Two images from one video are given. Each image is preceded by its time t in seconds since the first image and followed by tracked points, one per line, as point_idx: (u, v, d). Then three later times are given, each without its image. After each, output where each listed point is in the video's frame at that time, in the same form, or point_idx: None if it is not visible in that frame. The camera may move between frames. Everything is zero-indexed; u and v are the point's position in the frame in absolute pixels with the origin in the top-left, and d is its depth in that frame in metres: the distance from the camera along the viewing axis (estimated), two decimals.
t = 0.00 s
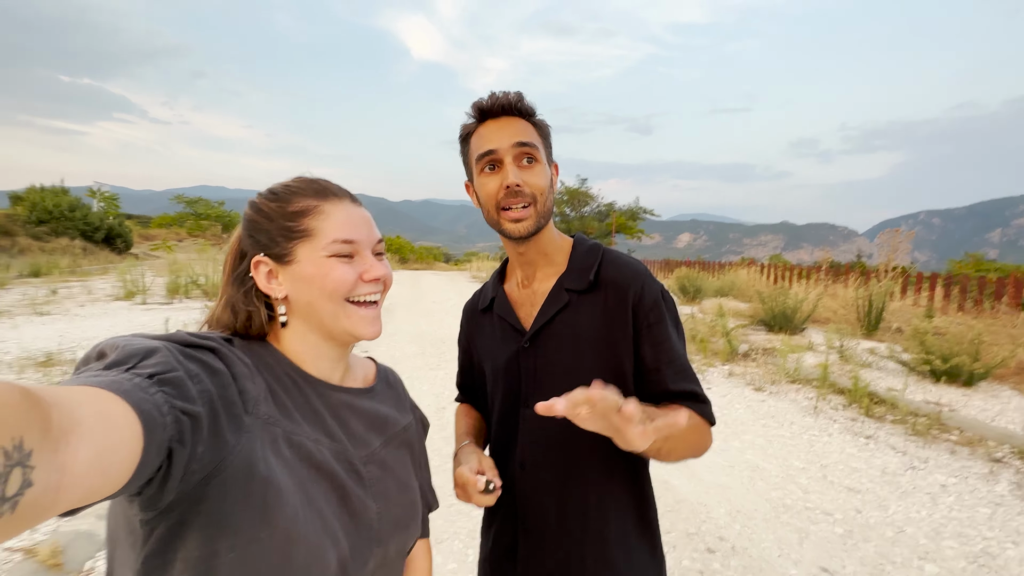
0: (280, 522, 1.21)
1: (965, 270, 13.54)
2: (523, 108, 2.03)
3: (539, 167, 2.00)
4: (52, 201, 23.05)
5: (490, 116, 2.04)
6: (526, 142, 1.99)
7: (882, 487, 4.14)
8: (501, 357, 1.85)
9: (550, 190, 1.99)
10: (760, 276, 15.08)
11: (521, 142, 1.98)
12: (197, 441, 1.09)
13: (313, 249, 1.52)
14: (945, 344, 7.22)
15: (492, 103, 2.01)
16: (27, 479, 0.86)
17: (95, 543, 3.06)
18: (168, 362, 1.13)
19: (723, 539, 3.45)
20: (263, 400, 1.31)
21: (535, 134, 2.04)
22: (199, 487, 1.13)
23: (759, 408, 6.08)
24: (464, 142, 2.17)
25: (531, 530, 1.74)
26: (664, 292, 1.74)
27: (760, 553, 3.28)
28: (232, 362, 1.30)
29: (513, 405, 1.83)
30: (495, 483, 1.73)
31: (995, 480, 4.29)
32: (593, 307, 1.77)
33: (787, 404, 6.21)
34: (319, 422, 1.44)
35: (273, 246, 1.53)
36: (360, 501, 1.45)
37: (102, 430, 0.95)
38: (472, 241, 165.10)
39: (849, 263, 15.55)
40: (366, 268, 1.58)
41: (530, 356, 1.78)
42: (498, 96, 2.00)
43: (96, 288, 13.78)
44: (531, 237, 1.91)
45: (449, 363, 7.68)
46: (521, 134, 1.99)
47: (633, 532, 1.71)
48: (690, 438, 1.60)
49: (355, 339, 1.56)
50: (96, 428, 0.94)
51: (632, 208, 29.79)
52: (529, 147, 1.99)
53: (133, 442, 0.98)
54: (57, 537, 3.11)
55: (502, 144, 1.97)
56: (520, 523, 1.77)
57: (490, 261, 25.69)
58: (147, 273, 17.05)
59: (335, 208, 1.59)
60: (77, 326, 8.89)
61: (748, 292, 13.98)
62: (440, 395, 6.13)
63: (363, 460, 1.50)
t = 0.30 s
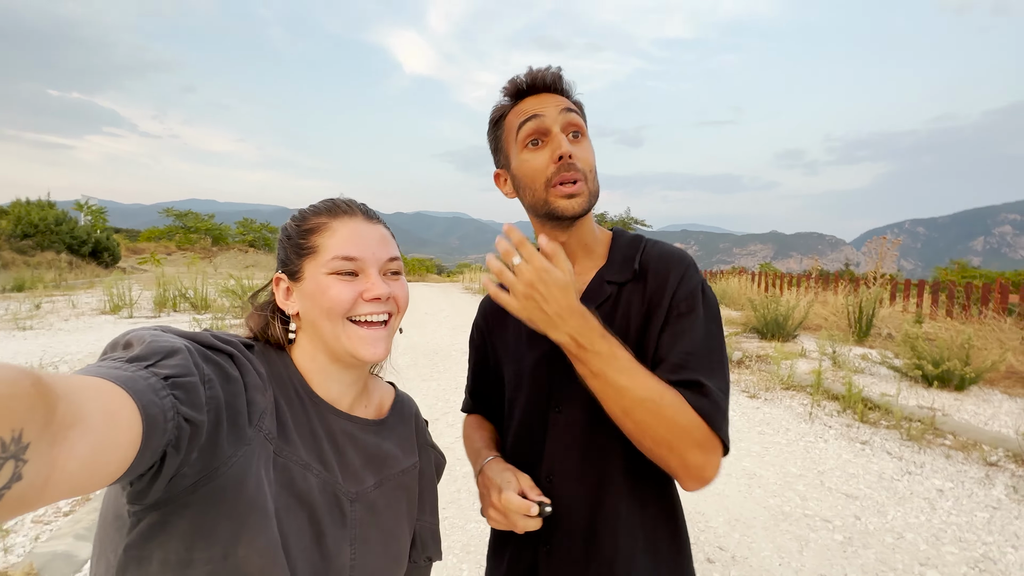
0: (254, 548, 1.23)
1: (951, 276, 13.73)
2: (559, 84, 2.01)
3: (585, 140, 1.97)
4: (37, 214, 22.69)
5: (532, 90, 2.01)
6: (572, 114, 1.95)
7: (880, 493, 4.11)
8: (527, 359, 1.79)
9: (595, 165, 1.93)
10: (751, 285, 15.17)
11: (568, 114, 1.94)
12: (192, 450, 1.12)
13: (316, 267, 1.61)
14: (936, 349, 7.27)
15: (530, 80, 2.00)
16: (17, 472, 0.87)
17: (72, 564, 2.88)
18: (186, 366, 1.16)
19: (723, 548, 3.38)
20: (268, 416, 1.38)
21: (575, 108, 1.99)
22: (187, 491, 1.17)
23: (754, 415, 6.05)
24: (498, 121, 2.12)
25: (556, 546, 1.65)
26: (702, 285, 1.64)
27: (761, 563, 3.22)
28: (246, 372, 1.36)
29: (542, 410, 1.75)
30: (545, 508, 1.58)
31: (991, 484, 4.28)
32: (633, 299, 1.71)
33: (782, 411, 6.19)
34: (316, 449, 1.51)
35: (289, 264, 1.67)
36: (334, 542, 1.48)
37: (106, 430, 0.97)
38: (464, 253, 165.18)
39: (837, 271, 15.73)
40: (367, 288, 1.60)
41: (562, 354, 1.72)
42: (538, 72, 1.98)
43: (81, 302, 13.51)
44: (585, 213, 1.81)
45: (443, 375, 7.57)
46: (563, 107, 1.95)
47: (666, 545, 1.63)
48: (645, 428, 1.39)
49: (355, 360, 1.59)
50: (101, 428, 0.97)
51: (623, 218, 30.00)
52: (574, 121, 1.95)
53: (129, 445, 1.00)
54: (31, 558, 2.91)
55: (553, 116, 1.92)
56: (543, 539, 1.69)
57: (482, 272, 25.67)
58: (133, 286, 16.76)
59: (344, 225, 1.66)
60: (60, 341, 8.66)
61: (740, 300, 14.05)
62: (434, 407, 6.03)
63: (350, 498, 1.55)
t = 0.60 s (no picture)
0: (266, 550, 1.21)
1: (948, 282, 13.78)
2: (581, 95, 1.95)
3: (614, 159, 1.94)
4: (34, 225, 22.66)
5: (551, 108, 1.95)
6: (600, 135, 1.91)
7: (884, 500, 4.07)
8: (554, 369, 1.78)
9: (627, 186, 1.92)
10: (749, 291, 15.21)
11: (593, 134, 1.90)
12: (207, 449, 1.10)
13: (328, 271, 1.59)
14: (934, 354, 7.27)
15: (555, 92, 1.92)
16: (32, 469, 0.84)
17: None
18: (199, 365, 1.14)
19: (727, 558, 3.34)
20: (280, 415, 1.36)
21: (598, 122, 1.95)
22: (201, 490, 1.15)
23: (755, 422, 6.02)
24: (516, 133, 2.06)
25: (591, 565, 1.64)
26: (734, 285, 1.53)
27: (766, 573, 3.17)
28: (259, 372, 1.35)
29: (571, 426, 1.72)
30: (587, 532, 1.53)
31: (995, 490, 4.25)
32: (658, 305, 1.65)
33: (783, 418, 6.17)
34: (328, 450, 1.49)
35: (302, 269, 1.65)
36: (343, 544, 1.46)
37: (120, 428, 0.94)
38: (462, 261, 165.37)
39: (834, 277, 15.78)
40: (377, 293, 1.58)
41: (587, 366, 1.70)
42: (564, 84, 1.91)
43: (76, 313, 13.43)
44: (619, 241, 1.83)
45: (441, 383, 7.53)
46: (588, 124, 1.91)
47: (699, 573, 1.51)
48: (598, 403, 1.41)
49: (364, 365, 1.57)
50: (114, 425, 0.94)
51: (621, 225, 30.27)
52: (602, 140, 1.92)
53: (144, 443, 0.97)
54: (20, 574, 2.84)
55: (578, 146, 1.89)
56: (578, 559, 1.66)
57: (480, 280, 25.69)
58: (130, 296, 16.70)
59: (356, 231, 1.64)
60: (55, 351, 8.59)
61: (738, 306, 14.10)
62: (433, 416, 5.97)
63: (360, 499, 1.52)
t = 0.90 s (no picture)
0: (267, 551, 1.18)
1: (940, 286, 13.92)
2: (565, 102, 1.95)
3: (600, 168, 1.93)
4: (25, 230, 22.45)
5: (534, 117, 1.96)
6: (584, 145, 1.90)
7: (880, 504, 4.07)
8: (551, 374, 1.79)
9: (617, 195, 1.91)
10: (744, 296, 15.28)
11: (580, 143, 1.90)
12: (207, 449, 1.08)
13: (316, 271, 1.57)
14: (928, 358, 7.31)
15: (540, 103, 1.93)
16: (33, 473, 0.82)
17: None
18: (196, 365, 1.12)
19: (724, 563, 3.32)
20: (279, 414, 1.34)
21: (585, 129, 1.94)
22: (202, 491, 1.12)
23: (751, 426, 6.02)
24: (501, 142, 2.07)
25: None
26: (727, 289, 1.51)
27: None
28: (256, 372, 1.33)
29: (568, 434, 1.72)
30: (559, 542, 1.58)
31: (989, 493, 4.26)
32: (651, 309, 1.63)
33: (779, 421, 6.18)
34: (327, 449, 1.47)
35: (291, 268, 1.64)
36: (345, 543, 1.43)
37: (119, 429, 0.93)
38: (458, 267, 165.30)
39: (828, 282, 15.88)
40: (368, 290, 1.57)
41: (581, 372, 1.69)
42: (548, 96, 1.92)
43: (67, 319, 13.29)
44: (609, 251, 1.83)
45: (437, 388, 7.49)
46: (574, 132, 1.91)
47: None
48: (577, 414, 1.42)
49: (358, 361, 1.56)
50: (113, 427, 0.92)
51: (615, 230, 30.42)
52: (589, 147, 1.91)
53: (144, 444, 0.95)
54: None
55: (561, 152, 1.88)
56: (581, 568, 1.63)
57: (476, 285, 25.68)
58: (122, 302, 16.56)
59: (343, 228, 1.62)
60: (45, 357, 8.49)
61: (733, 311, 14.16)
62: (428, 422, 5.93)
63: (361, 496, 1.50)
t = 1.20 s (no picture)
0: (264, 552, 1.18)
1: (926, 287, 14.14)
2: (530, 102, 1.96)
3: (552, 170, 1.94)
4: (10, 223, 22.05)
5: (495, 115, 1.98)
6: (535, 147, 1.92)
7: (864, 500, 4.15)
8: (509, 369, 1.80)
9: (566, 197, 1.94)
10: (735, 294, 15.42)
11: (531, 144, 1.92)
12: (205, 449, 1.08)
13: (320, 274, 1.58)
14: (914, 357, 7.43)
15: (498, 101, 1.94)
16: (32, 468, 0.82)
17: None
18: (196, 365, 1.12)
19: (712, 559, 3.37)
20: (277, 415, 1.34)
21: (545, 132, 1.96)
22: (199, 491, 1.13)
23: (740, 424, 6.09)
24: (467, 141, 2.13)
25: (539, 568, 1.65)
26: (681, 303, 1.58)
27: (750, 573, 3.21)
28: (256, 372, 1.33)
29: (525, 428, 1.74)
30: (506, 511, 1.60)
31: (970, 490, 4.35)
32: (611, 315, 1.68)
33: (767, 419, 6.25)
34: (324, 451, 1.47)
35: (296, 270, 1.64)
36: (341, 545, 1.43)
37: (118, 426, 0.93)
38: (451, 263, 164.93)
39: (817, 281, 16.06)
40: (371, 295, 1.57)
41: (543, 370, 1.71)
42: (505, 93, 1.93)
43: (54, 313, 13.08)
44: (552, 250, 1.89)
45: (429, 385, 7.50)
46: (532, 134, 1.93)
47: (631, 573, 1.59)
48: (578, 442, 1.39)
49: (359, 366, 1.56)
50: (112, 423, 0.92)
51: (608, 228, 30.47)
52: (540, 149, 1.93)
53: (143, 443, 0.96)
54: None
55: (514, 150, 1.91)
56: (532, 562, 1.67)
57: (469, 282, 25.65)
58: (109, 296, 16.32)
59: (348, 232, 1.63)
60: (31, 353, 8.35)
61: (725, 309, 14.28)
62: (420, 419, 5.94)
63: (358, 499, 1.51)
